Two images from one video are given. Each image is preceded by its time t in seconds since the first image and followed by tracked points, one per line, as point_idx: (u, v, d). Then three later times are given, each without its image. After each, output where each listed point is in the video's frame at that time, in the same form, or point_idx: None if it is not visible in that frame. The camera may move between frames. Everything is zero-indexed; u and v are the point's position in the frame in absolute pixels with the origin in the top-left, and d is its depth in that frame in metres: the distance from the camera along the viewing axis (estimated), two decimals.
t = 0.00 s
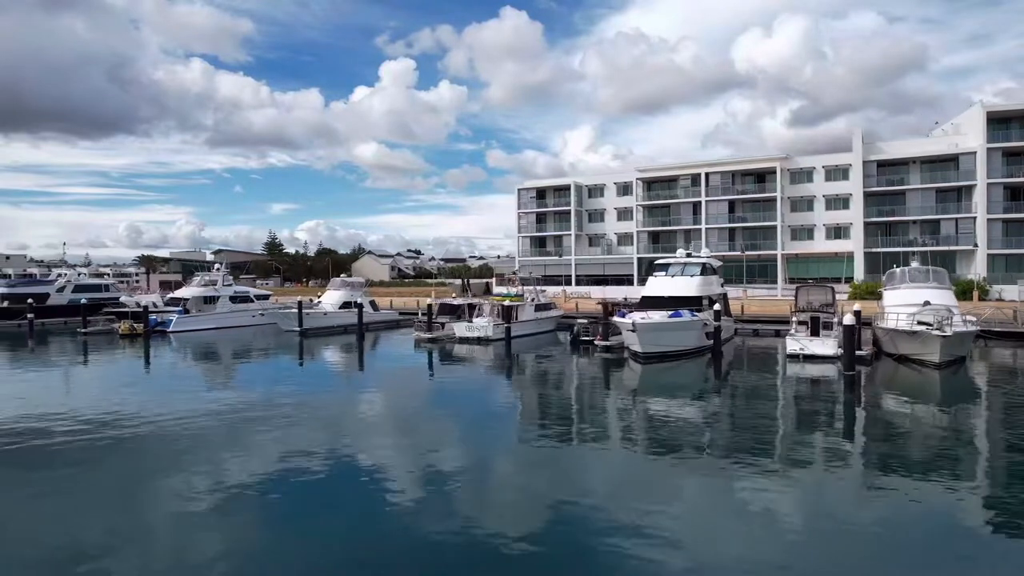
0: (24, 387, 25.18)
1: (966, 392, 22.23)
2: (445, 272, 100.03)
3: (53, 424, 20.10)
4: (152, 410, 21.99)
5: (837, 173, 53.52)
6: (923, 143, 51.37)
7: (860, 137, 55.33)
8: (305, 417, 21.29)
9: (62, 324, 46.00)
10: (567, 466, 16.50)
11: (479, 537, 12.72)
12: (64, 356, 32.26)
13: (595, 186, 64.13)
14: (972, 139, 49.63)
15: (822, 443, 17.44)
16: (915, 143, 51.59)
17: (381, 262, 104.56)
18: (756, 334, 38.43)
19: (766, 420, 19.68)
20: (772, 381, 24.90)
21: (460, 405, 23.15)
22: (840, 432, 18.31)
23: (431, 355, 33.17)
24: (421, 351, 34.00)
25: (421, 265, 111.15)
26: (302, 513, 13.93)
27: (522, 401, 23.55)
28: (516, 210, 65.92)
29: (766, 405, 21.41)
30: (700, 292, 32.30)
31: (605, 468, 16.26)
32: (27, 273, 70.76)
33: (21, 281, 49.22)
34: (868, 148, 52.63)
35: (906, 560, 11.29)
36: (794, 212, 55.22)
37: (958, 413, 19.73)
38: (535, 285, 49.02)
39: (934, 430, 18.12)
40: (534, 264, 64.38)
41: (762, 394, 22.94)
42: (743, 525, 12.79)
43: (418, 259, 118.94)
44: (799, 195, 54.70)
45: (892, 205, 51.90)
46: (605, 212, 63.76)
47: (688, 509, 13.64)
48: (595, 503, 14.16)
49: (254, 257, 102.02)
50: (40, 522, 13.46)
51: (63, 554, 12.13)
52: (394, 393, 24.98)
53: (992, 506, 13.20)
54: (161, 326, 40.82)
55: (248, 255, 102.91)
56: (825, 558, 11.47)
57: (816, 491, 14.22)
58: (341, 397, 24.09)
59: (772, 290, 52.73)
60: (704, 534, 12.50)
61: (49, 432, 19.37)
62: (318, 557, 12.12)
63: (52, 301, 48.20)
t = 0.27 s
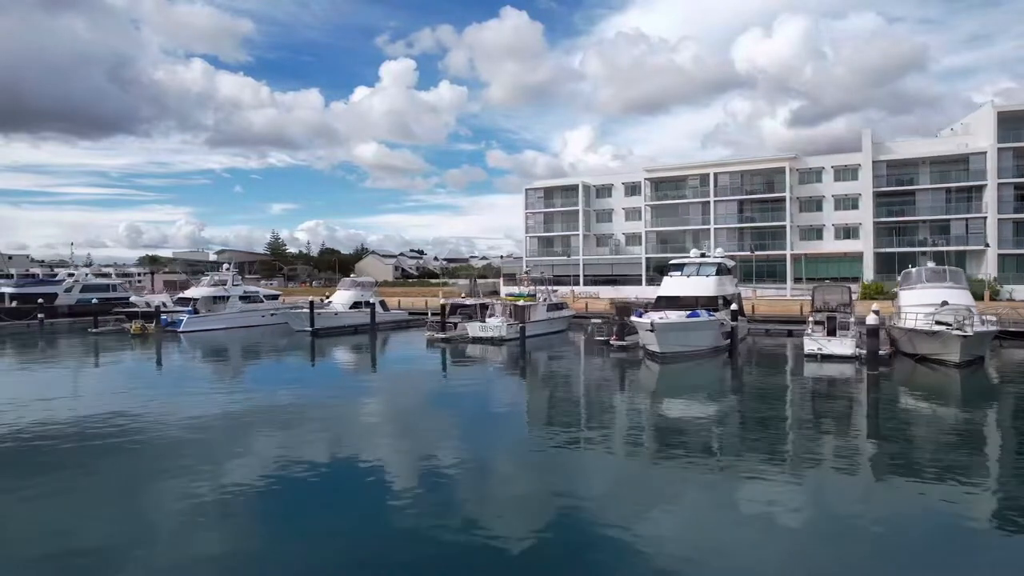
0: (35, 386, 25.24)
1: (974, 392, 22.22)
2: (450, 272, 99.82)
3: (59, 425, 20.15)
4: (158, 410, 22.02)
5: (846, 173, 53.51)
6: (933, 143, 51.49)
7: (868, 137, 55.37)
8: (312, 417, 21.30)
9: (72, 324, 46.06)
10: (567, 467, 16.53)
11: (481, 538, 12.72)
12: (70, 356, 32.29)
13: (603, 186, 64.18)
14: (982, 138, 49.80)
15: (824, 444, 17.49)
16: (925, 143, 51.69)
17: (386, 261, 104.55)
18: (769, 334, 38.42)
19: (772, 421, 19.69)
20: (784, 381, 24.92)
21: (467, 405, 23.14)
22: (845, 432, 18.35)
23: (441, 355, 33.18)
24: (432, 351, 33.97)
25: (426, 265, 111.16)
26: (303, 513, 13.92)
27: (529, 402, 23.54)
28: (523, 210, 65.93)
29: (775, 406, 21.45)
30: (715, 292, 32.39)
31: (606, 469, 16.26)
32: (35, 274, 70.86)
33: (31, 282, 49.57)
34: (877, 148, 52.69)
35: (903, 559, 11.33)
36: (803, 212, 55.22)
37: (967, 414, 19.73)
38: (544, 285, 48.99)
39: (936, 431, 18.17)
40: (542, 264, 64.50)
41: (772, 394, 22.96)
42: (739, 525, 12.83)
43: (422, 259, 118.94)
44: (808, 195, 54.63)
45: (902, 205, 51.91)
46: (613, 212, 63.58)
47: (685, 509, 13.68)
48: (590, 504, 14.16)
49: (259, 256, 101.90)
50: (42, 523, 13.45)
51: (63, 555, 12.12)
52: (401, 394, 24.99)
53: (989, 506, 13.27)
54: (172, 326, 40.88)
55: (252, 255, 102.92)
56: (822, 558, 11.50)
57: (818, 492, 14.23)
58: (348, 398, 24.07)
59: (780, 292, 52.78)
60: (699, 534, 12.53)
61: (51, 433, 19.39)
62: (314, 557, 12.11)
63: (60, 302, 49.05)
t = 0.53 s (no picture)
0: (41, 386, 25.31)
1: (980, 397, 22.26)
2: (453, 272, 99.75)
3: (61, 424, 20.16)
4: (161, 409, 22.03)
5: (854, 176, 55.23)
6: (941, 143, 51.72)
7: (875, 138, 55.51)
8: (314, 417, 21.27)
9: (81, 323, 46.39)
10: (567, 467, 16.55)
11: (481, 537, 12.75)
12: (75, 356, 32.34)
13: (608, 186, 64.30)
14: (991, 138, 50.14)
15: (825, 447, 17.55)
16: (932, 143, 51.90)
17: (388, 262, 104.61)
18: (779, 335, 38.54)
19: (774, 424, 19.75)
20: (795, 390, 24.90)
21: (470, 405, 23.17)
22: (847, 434, 18.42)
23: (446, 354, 33.18)
24: (437, 350, 33.94)
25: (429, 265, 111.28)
26: (303, 513, 13.93)
27: (532, 403, 23.59)
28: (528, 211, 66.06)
29: (782, 412, 21.45)
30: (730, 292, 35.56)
31: (607, 469, 16.28)
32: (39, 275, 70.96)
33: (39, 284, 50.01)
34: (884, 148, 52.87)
35: (902, 559, 11.38)
36: (811, 215, 56.94)
37: (972, 419, 19.78)
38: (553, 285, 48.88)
39: (939, 434, 18.21)
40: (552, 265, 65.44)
41: (780, 401, 22.99)
42: (739, 525, 12.86)
43: (424, 259, 118.97)
44: (815, 198, 56.98)
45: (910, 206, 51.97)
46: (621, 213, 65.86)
47: (685, 509, 13.72)
48: (590, 504, 14.18)
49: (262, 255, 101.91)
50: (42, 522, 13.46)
51: (62, 553, 12.14)
52: (405, 393, 24.94)
53: (989, 507, 13.31)
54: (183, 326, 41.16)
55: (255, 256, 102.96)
56: (822, 558, 11.54)
57: (817, 493, 14.27)
58: (351, 398, 24.05)
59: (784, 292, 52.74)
60: (699, 534, 12.58)
61: (52, 432, 19.39)
62: (314, 557, 12.08)
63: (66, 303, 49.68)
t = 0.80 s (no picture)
0: (41, 386, 25.26)
1: (979, 404, 22.39)
2: (453, 271, 99.57)
3: (60, 423, 20.12)
4: (159, 408, 21.98)
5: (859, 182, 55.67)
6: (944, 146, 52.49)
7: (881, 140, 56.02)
8: (312, 417, 21.22)
9: (82, 322, 46.29)
10: (567, 467, 16.57)
11: (484, 537, 12.79)
12: (79, 355, 32.29)
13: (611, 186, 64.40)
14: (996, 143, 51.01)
15: (824, 450, 17.66)
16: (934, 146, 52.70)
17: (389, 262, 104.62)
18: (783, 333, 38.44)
19: (773, 428, 19.89)
20: (797, 394, 24.86)
21: (473, 405, 23.17)
22: (847, 439, 18.56)
23: (446, 352, 33.10)
24: (438, 349, 33.86)
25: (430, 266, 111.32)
26: (301, 512, 13.93)
27: (535, 402, 23.62)
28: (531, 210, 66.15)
29: (782, 417, 21.47)
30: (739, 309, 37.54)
31: (606, 469, 16.32)
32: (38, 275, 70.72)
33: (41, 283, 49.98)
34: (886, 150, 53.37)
35: (898, 563, 11.48)
36: (816, 218, 57.33)
37: (970, 425, 19.89)
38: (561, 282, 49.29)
39: (936, 440, 18.35)
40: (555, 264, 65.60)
41: (781, 406, 23.02)
42: (737, 526, 12.93)
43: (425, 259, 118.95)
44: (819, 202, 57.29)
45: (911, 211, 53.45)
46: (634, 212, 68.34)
47: (683, 509, 13.78)
48: (589, 504, 14.21)
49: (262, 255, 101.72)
50: (41, 522, 13.41)
51: (63, 553, 12.11)
52: (404, 393, 24.90)
53: (984, 512, 13.43)
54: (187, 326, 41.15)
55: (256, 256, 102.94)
56: (820, 560, 11.63)
57: (815, 496, 14.34)
58: (350, 397, 24.00)
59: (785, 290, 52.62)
60: (698, 534, 12.66)
61: (50, 431, 19.35)
62: (314, 557, 12.06)
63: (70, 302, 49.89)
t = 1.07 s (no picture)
0: (41, 386, 25.23)
1: (979, 403, 22.51)
2: (452, 271, 99.44)
3: (58, 423, 20.07)
4: (157, 408, 21.92)
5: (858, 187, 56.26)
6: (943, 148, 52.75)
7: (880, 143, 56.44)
8: (311, 416, 21.17)
9: (82, 322, 46.25)
10: (567, 467, 16.57)
11: (485, 536, 12.81)
12: (79, 355, 32.23)
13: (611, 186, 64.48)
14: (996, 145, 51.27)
15: (823, 450, 17.71)
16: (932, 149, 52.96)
17: (389, 262, 104.57)
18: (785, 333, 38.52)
19: (773, 427, 19.93)
20: (797, 394, 24.85)
21: (474, 404, 23.15)
22: (847, 439, 18.62)
23: (446, 352, 33.04)
24: (438, 348, 33.80)
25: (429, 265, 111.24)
26: (302, 511, 13.93)
27: (536, 401, 23.62)
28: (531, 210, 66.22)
29: (782, 416, 21.46)
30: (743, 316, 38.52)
31: (605, 469, 16.34)
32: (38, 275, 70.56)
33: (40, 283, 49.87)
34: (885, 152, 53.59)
35: (895, 564, 11.55)
36: (816, 221, 57.62)
37: (969, 425, 19.93)
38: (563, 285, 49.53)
39: (933, 439, 18.42)
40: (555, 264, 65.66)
41: (780, 406, 23.02)
42: (736, 526, 12.97)
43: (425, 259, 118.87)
44: (818, 206, 57.56)
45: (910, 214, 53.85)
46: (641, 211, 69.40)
47: (681, 509, 13.82)
48: (589, 504, 14.21)
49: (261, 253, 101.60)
50: (41, 521, 13.37)
51: (63, 553, 12.09)
52: (403, 392, 24.84)
53: (981, 512, 13.50)
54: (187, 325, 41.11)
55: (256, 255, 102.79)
56: (818, 560, 11.68)
57: (814, 495, 14.39)
58: (349, 397, 23.94)
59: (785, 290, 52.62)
60: (697, 533, 12.71)
61: (48, 431, 19.31)
62: (315, 557, 12.05)
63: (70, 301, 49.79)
